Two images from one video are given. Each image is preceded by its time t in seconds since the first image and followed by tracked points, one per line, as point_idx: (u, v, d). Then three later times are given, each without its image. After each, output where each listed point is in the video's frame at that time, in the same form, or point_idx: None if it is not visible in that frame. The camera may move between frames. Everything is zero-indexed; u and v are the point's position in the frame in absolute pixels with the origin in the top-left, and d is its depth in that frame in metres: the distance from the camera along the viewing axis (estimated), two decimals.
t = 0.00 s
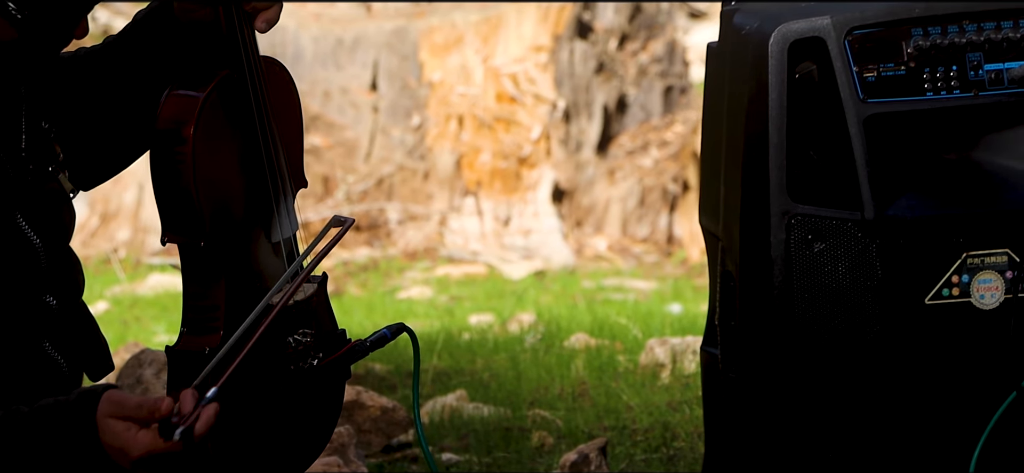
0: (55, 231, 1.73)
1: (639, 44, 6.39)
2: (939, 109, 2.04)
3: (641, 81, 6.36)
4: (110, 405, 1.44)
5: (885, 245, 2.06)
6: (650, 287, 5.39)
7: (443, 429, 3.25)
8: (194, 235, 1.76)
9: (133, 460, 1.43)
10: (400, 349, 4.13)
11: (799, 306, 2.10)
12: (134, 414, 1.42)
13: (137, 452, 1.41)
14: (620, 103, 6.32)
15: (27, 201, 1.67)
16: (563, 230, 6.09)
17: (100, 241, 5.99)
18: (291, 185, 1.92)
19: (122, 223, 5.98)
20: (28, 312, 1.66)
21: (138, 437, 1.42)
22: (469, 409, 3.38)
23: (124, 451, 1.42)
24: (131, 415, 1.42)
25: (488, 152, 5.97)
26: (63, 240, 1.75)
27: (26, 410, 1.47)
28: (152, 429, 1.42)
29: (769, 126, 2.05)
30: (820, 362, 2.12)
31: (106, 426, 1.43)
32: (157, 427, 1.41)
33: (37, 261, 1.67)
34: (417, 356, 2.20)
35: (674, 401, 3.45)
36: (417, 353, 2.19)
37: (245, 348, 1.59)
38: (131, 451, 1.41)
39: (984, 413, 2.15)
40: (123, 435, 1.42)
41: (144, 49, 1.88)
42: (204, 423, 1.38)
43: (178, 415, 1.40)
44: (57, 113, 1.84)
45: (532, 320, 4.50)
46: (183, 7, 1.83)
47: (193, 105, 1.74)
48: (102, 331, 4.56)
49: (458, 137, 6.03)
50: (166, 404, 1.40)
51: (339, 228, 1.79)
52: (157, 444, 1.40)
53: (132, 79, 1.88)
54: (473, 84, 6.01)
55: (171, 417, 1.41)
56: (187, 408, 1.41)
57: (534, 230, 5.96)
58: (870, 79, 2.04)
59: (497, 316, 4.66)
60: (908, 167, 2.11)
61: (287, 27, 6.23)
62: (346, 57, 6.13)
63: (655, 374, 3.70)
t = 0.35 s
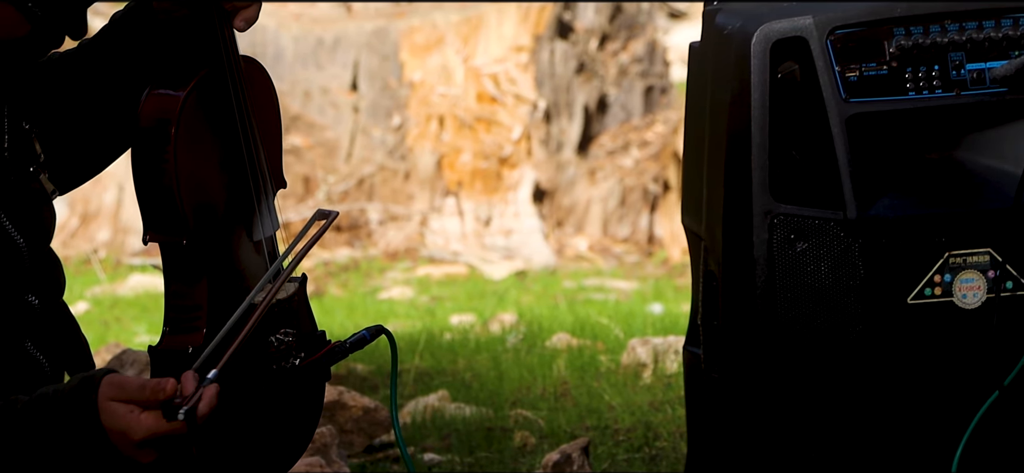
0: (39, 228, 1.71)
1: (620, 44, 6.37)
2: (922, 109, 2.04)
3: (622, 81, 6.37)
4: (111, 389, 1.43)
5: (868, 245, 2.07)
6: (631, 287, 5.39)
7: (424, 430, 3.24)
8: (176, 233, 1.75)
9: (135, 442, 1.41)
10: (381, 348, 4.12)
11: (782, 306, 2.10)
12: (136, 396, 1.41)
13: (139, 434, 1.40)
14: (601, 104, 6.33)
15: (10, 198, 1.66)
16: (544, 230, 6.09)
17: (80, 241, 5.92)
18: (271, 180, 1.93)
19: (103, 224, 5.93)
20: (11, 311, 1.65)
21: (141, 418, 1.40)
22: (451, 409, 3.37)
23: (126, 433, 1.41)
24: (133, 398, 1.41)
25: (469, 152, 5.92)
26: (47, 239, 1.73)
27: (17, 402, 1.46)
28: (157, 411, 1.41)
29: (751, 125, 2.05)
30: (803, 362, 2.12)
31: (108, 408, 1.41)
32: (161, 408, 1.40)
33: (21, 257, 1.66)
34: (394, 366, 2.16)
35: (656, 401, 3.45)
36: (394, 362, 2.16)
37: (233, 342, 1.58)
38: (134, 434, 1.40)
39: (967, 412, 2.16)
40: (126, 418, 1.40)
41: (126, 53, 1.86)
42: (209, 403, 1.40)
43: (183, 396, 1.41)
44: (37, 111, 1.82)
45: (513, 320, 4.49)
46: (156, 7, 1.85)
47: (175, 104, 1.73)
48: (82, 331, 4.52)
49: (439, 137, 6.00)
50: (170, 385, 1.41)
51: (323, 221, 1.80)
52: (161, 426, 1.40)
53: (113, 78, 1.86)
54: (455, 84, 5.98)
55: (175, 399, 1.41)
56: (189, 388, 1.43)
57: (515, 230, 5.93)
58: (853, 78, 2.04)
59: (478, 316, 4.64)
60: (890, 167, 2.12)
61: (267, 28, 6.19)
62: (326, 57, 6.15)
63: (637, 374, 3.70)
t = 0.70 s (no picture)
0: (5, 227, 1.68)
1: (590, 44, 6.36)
2: (893, 108, 2.04)
3: (593, 81, 6.35)
4: (76, 414, 1.58)
5: (839, 243, 2.07)
6: (601, 287, 5.38)
7: (395, 430, 3.23)
8: (151, 230, 1.77)
9: (95, 467, 1.56)
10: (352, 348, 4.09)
11: (754, 305, 2.09)
12: (99, 424, 1.56)
13: (100, 460, 1.55)
14: (571, 104, 6.31)
15: None
16: (514, 229, 6.09)
17: (50, 241, 5.85)
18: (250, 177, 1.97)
19: (73, 223, 5.85)
20: None
21: (102, 446, 1.55)
22: (422, 409, 3.35)
23: (88, 458, 1.56)
24: (96, 425, 1.56)
25: (440, 152, 5.91)
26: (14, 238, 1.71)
27: None
28: (116, 440, 1.55)
29: (722, 125, 2.04)
30: (774, 361, 2.12)
31: (71, 433, 1.56)
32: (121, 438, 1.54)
33: None
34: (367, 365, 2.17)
35: (626, 400, 3.44)
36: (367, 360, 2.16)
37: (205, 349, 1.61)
38: (95, 459, 1.55)
39: (937, 411, 2.16)
40: (89, 443, 1.55)
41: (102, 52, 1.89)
42: (170, 436, 1.49)
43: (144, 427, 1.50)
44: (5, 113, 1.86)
45: (484, 319, 4.47)
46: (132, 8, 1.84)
47: (149, 103, 1.75)
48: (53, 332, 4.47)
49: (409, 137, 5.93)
50: (133, 418, 1.53)
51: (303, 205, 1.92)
52: (119, 455, 1.54)
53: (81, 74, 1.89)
54: (425, 84, 5.91)
55: (138, 429, 1.50)
56: (152, 417, 1.53)
57: (486, 229, 5.94)
58: (824, 77, 2.04)
59: (449, 315, 4.63)
60: (862, 165, 2.12)
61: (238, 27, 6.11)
62: (296, 57, 5.98)
63: (608, 373, 3.70)
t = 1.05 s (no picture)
0: None
1: (565, 43, 6.36)
2: (866, 108, 2.05)
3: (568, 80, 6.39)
4: (58, 412, 1.74)
5: (814, 243, 2.07)
6: (577, 287, 5.36)
7: (371, 430, 3.21)
8: (152, 222, 1.90)
9: (76, 461, 1.74)
10: (326, 347, 4.06)
11: (729, 305, 2.10)
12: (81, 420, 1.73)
13: (82, 456, 1.73)
14: (546, 104, 6.32)
15: None
16: (489, 229, 6.05)
17: (24, 242, 5.72)
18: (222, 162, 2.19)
19: (48, 224, 5.77)
20: None
21: (84, 441, 1.73)
22: (398, 409, 3.33)
23: (70, 455, 1.73)
24: (77, 421, 1.73)
25: (415, 152, 5.88)
26: None
27: None
28: (98, 436, 1.74)
29: (698, 125, 2.04)
30: (749, 361, 2.12)
31: (53, 430, 1.74)
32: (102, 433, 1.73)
33: None
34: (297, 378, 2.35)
35: (602, 399, 3.44)
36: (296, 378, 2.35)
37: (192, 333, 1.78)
38: (77, 455, 1.73)
39: (912, 410, 2.16)
40: (70, 440, 1.73)
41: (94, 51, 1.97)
42: (151, 432, 1.71)
43: (127, 422, 1.71)
44: None
45: (459, 319, 4.46)
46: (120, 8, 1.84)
47: (146, 102, 1.84)
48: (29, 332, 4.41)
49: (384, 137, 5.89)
50: (116, 413, 1.72)
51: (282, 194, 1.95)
52: (102, 450, 1.73)
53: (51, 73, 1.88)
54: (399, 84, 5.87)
55: (119, 425, 1.71)
56: (134, 412, 1.73)
57: (461, 230, 5.91)
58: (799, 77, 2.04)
59: (425, 315, 4.61)
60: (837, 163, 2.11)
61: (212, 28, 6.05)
62: (271, 57, 5.94)
63: (584, 373, 3.69)
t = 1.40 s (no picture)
0: None
1: (541, 42, 6.37)
2: (840, 106, 2.05)
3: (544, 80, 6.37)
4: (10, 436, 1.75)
5: (790, 241, 2.06)
6: (553, 286, 5.34)
7: (346, 429, 3.19)
8: (123, 219, 1.88)
9: None
10: (302, 347, 4.04)
11: (706, 304, 2.09)
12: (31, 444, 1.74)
13: None
14: (522, 102, 6.29)
15: None
16: (465, 228, 6.00)
17: None
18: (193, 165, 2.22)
19: (22, 224, 5.66)
20: None
21: (33, 464, 1.71)
22: (374, 408, 3.31)
23: None
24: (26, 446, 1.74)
25: (391, 151, 5.78)
26: None
27: None
28: (47, 459, 1.72)
29: (672, 124, 2.04)
30: (725, 359, 2.12)
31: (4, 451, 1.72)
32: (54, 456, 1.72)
33: None
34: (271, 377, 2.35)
35: (578, 398, 3.43)
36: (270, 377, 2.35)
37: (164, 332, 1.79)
38: None
39: (887, 408, 2.16)
40: (19, 462, 1.71)
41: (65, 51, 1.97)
42: (102, 457, 1.71)
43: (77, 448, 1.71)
44: None
45: (435, 318, 4.44)
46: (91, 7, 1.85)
47: (115, 99, 1.87)
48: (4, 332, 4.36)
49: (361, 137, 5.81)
50: (66, 440, 1.72)
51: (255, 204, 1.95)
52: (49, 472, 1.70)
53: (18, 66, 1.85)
54: (375, 82, 5.82)
55: (69, 450, 1.70)
56: (86, 436, 1.74)
57: (437, 229, 5.81)
58: (774, 76, 2.04)
59: (400, 315, 4.60)
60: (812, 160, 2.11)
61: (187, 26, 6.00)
62: (246, 57, 5.89)
63: (560, 372, 3.68)
